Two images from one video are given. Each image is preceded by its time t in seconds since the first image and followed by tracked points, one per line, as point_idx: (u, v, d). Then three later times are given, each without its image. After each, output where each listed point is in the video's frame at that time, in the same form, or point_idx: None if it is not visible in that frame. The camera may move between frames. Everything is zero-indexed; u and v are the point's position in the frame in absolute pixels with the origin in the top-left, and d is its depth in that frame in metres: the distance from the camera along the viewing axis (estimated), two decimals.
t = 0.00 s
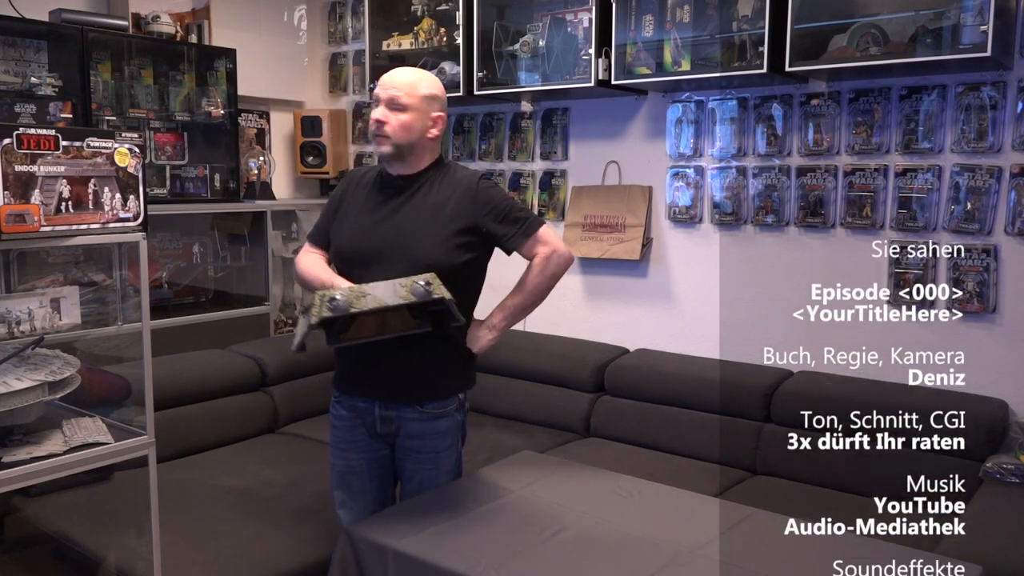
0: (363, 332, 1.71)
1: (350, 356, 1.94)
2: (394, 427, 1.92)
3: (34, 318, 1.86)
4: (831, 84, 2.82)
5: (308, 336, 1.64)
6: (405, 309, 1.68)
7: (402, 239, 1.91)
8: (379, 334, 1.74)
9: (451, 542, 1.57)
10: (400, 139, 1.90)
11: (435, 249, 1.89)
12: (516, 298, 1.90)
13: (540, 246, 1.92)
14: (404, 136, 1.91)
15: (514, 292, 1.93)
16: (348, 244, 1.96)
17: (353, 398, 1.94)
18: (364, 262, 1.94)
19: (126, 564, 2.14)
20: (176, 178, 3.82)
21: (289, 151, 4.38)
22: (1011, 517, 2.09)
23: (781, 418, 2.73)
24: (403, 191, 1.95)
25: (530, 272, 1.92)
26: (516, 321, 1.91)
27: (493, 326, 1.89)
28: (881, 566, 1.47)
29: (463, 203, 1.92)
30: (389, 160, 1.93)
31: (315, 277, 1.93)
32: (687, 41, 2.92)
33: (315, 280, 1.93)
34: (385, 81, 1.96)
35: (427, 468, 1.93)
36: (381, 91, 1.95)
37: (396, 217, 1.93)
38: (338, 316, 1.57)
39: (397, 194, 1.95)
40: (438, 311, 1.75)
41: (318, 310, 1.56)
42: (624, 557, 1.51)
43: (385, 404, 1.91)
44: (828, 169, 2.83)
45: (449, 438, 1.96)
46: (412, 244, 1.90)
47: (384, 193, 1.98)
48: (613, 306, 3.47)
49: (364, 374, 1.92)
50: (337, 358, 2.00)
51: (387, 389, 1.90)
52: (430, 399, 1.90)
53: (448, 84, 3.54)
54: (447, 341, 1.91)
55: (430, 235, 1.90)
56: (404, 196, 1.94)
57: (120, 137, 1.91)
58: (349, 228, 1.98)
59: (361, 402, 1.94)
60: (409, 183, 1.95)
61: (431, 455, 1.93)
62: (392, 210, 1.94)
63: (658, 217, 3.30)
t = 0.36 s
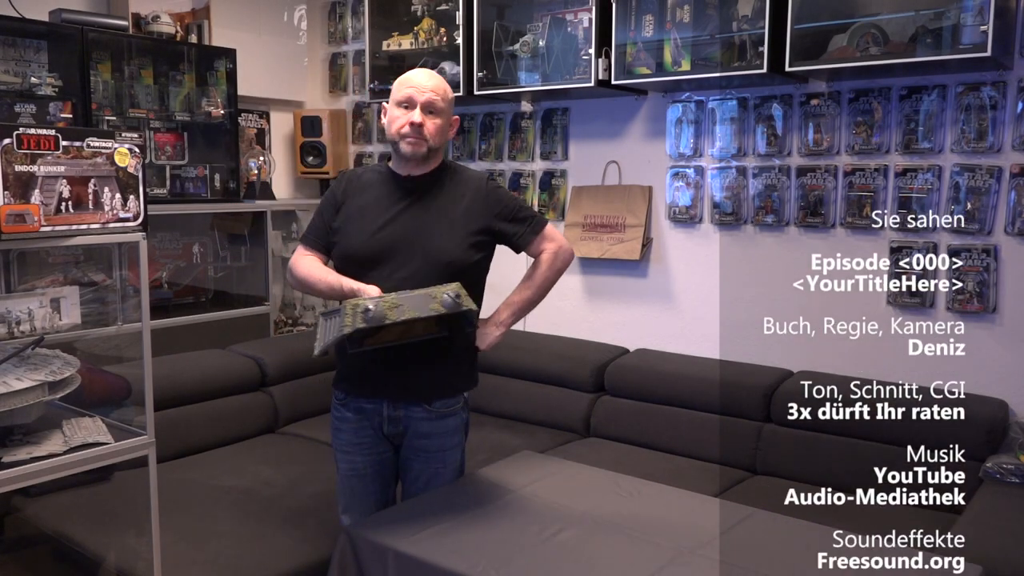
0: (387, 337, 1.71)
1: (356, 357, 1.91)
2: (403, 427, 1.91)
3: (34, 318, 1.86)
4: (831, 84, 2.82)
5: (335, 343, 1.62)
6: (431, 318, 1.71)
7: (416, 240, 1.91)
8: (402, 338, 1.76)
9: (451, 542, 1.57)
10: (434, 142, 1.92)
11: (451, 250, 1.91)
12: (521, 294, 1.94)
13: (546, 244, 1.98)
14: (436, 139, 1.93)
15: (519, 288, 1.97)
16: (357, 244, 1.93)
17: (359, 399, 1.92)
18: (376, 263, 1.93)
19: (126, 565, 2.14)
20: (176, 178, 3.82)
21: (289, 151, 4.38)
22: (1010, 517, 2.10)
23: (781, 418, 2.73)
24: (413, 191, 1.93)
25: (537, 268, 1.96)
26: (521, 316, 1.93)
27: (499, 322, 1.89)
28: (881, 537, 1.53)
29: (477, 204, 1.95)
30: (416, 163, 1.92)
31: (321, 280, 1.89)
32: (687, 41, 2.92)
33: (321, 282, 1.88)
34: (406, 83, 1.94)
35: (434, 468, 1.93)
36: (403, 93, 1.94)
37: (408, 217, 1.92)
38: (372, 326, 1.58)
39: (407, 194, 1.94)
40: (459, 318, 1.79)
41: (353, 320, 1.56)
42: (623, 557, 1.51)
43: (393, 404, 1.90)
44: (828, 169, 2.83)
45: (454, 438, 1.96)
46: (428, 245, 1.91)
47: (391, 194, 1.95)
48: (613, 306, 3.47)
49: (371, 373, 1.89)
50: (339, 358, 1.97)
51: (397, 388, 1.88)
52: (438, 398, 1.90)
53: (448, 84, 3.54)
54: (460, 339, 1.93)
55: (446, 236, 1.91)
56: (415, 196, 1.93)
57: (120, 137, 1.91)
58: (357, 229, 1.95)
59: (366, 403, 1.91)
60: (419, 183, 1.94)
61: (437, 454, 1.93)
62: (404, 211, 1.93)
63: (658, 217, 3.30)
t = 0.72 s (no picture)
0: (390, 332, 1.73)
1: (355, 356, 1.91)
2: (402, 427, 1.90)
3: (34, 318, 1.85)
4: (831, 84, 2.83)
5: (340, 341, 1.64)
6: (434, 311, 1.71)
7: (415, 239, 1.91)
8: (405, 334, 1.77)
9: (451, 542, 1.57)
10: (432, 141, 1.92)
11: (451, 248, 1.91)
12: (521, 291, 1.93)
13: (546, 244, 1.99)
14: (433, 139, 1.93)
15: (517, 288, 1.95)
16: (357, 244, 1.93)
17: (359, 399, 1.91)
18: (375, 262, 1.92)
19: (126, 565, 2.13)
20: (176, 178, 3.82)
21: (289, 151, 4.38)
22: (1010, 517, 2.10)
23: (781, 418, 2.72)
24: (412, 191, 1.93)
25: (535, 266, 1.96)
26: (520, 316, 1.92)
27: (499, 321, 1.89)
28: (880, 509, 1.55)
29: (476, 203, 1.95)
30: (413, 163, 1.92)
31: (320, 280, 1.88)
32: (687, 41, 2.92)
33: (320, 282, 1.88)
34: (402, 84, 1.94)
35: (433, 467, 1.93)
36: (401, 94, 1.94)
37: (408, 217, 1.92)
38: (379, 321, 1.58)
39: (406, 193, 1.94)
40: (460, 311, 1.79)
41: (359, 315, 1.56)
42: (623, 557, 1.51)
43: (392, 403, 1.90)
44: (827, 169, 2.83)
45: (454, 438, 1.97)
46: (427, 244, 1.90)
47: (390, 193, 1.95)
48: (613, 306, 3.47)
49: (370, 372, 1.89)
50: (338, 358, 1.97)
51: (396, 387, 1.88)
52: (437, 398, 1.90)
53: (448, 84, 3.54)
54: (461, 338, 1.94)
55: (445, 235, 1.91)
56: (414, 195, 1.93)
57: (120, 137, 1.92)
58: (356, 229, 1.94)
59: (365, 403, 1.91)
60: (419, 183, 1.94)
61: (437, 454, 1.93)
62: (403, 210, 1.93)
63: (658, 217, 3.30)
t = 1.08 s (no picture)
0: (385, 332, 1.72)
1: (355, 356, 1.91)
2: (401, 427, 1.90)
3: (34, 318, 1.85)
4: (831, 84, 2.83)
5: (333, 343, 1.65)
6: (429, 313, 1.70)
7: (414, 238, 1.91)
8: (401, 335, 1.77)
9: (451, 542, 1.57)
10: (431, 135, 1.92)
11: (450, 248, 1.91)
12: (521, 291, 1.93)
13: (546, 243, 1.99)
14: (433, 134, 1.93)
15: (517, 288, 1.95)
16: (355, 243, 1.93)
17: (359, 399, 1.92)
18: (374, 261, 1.92)
19: (126, 565, 2.13)
20: (176, 178, 3.82)
21: (289, 151, 4.38)
22: (1010, 517, 2.09)
23: (781, 418, 2.72)
24: (411, 190, 1.93)
25: (535, 265, 1.96)
26: (520, 316, 1.92)
27: (500, 321, 1.88)
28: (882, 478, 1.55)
29: (476, 203, 1.95)
30: (411, 159, 1.91)
31: (319, 280, 1.88)
32: (687, 41, 2.92)
33: (319, 281, 1.88)
34: (402, 81, 1.95)
35: (433, 468, 1.93)
36: (401, 91, 1.94)
37: (406, 216, 1.92)
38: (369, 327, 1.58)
39: (405, 193, 1.94)
40: (456, 312, 1.78)
41: (349, 321, 1.57)
42: (623, 557, 1.51)
43: (392, 404, 1.90)
44: (828, 169, 2.83)
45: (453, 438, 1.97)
46: (426, 243, 1.90)
47: (389, 193, 1.95)
48: (613, 306, 3.48)
49: (370, 372, 1.89)
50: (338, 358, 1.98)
51: (395, 387, 1.88)
52: (437, 398, 1.90)
53: (448, 84, 3.55)
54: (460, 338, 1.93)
55: (444, 234, 1.91)
56: (412, 195, 1.93)
57: (120, 137, 1.91)
58: (355, 228, 1.94)
59: (365, 403, 1.91)
60: (418, 182, 1.94)
61: (436, 454, 1.93)
62: (402, 210, 1.93)
63: (658, 217, 3.30)
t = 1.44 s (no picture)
0: (388, 336, 1.72)
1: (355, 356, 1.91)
2: (402, 427, 1.90)
3: (34, 318, 1.85)
4: (831, 84, 2.83)
5: (334, 348, 1.65)
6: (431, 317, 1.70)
7: (417, 240, 1.91)
8: (403, 339, 1.77)
9: (451, 542, 1.57)
10: (434, 139, 1.92)
11: (452, 250, 1.91)
12: (520, 292, 1.94)
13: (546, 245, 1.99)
14: (435, 137, 1.92)
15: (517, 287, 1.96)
16: (357, 245, 1.93)
17: (359, 398, 1.91)
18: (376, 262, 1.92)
19: (126, 565, 2.13)
20: (176, 178, 3.82)
21: (289, 151, 4.39)
22: (1010, 517, 2.09)
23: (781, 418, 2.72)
24: (413, 192, 1.93)
25: (536, 266, 1.97)
26: (520, 315, 1.93)
27: (498, 323, 1.90)
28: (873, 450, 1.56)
29: (478, 205, 1.96)
30: (414, 162, 1.91)
31: (320, 280, 1.89)
32: (687, 41, 2.92)
33: (320, 281, 1.88)
34: (404, 84, 1.94)
35: (433, 468, 1.93)
36: (403, 94, 1.94)
37: (409, 218, 1.92)
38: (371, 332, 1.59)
39: (408, 195, 1.93)
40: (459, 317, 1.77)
41: (351, 328, 1.58)
42: (623, 557, 1.51)
43: (392, 404, 1.90)
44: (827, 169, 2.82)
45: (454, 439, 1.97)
46: (429, 246, 1.91)
47: (391, 194, 1.95)
48: (613, 306, 3.48)
49: (370, 371, 1.89)
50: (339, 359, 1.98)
51: (395, 387, 1.88)
52: (437, 398, 1.90)
53: (448, 84, 3.54)
54: (461, 341, 1.93)
55: (446, 236, 1.92)
56: (415, 197, 1.93)
57: (120, 137, 1.92)
58: (357, 229, 1.94)
59: (364, 402, 1.91)
60: (420, 183, 1.93)
61: (436, 455, 1.93)
62: (404, 212, 1.92)
63: (658, 217, 3.30)
